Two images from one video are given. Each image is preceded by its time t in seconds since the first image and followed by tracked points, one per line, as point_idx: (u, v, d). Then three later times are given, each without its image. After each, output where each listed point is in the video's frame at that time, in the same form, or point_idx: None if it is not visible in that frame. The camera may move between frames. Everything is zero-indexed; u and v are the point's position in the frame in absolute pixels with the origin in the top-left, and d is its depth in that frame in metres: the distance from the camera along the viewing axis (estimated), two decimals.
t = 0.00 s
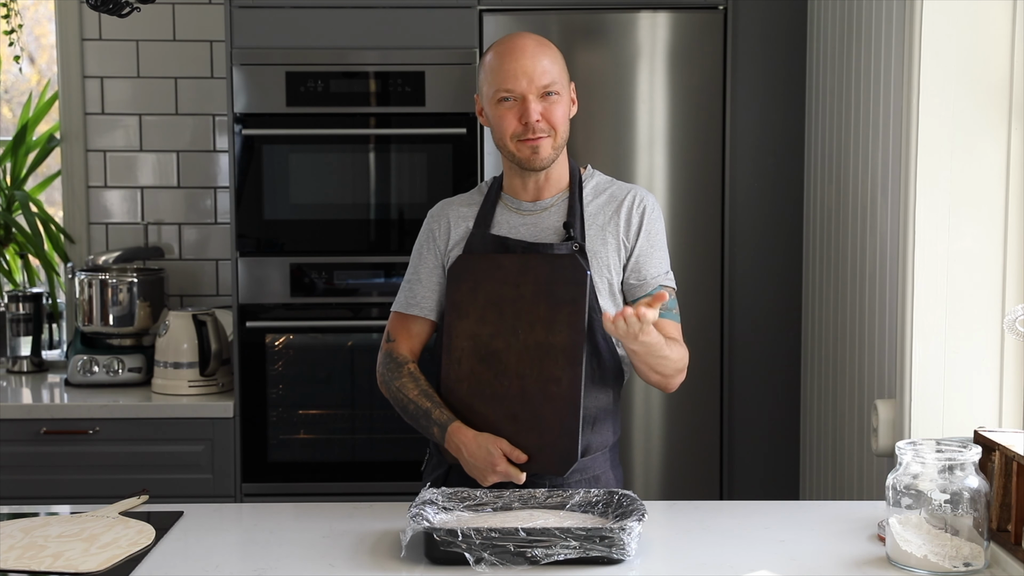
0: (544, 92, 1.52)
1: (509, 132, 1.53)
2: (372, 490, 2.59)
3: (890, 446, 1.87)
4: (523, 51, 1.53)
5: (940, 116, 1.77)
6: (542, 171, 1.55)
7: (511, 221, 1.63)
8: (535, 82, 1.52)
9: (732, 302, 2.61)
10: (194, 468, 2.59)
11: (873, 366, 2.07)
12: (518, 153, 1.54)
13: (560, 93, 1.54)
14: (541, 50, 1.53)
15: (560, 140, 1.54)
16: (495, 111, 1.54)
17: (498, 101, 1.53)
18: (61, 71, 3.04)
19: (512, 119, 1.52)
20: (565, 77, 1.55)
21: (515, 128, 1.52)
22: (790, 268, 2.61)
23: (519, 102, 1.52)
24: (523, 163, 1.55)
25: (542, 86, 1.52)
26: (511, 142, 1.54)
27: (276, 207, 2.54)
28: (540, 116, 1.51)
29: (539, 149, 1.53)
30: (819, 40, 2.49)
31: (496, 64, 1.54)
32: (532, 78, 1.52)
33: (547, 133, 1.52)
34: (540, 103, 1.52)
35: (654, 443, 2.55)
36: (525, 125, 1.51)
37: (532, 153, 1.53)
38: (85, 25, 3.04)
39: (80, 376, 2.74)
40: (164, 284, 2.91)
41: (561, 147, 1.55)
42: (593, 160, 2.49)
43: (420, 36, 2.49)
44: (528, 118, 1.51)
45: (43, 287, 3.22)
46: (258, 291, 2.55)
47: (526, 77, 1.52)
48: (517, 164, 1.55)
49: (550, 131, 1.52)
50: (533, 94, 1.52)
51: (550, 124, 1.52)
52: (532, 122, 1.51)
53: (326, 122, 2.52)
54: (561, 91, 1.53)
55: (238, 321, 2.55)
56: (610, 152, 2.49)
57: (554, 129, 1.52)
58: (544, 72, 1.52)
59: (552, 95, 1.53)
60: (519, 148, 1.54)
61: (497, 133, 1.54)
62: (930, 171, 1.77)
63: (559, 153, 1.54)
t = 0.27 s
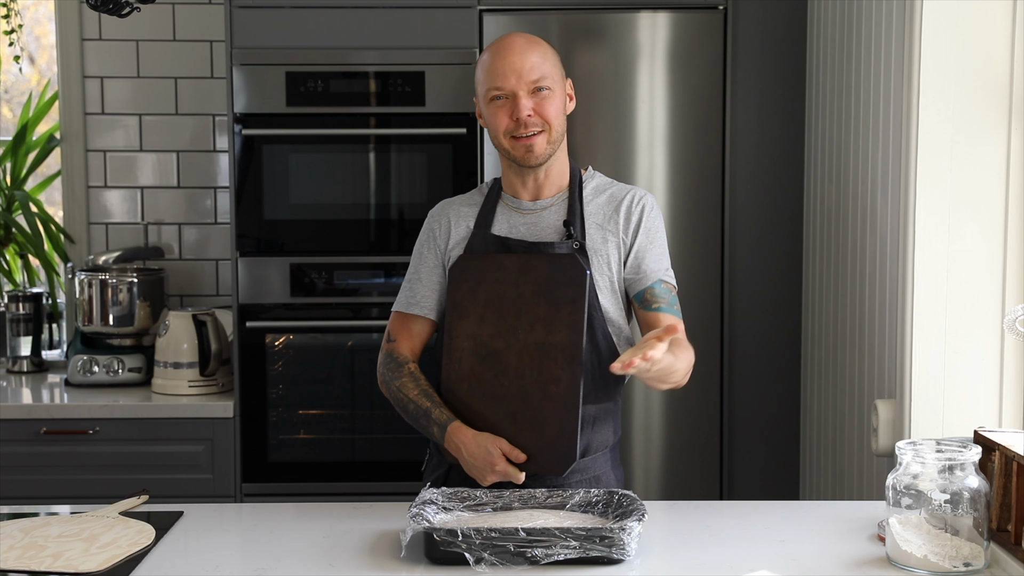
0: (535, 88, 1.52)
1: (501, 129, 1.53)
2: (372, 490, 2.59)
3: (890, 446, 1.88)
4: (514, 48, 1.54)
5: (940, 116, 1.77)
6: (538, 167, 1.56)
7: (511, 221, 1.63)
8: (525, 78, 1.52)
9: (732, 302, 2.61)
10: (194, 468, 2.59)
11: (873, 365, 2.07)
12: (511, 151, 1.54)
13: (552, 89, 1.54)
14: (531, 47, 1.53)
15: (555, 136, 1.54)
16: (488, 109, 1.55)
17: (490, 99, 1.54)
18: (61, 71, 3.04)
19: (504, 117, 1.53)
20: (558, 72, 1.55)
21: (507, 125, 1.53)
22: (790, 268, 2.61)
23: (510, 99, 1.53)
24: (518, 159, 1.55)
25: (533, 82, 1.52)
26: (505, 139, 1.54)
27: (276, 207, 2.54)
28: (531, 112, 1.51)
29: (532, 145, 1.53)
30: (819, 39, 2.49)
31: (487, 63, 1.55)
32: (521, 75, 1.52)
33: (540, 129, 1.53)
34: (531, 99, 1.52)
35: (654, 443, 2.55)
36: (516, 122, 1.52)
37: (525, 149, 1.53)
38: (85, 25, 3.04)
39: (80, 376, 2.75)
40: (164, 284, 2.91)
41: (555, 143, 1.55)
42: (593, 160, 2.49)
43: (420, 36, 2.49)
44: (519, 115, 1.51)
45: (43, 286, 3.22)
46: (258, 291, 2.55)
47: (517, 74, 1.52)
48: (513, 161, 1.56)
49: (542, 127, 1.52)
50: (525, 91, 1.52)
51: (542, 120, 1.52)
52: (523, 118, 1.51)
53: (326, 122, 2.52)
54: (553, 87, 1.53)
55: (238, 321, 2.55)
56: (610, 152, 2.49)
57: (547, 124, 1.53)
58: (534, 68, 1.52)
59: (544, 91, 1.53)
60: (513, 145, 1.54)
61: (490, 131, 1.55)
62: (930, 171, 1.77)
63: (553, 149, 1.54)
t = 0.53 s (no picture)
0: (541, 99, 1.51)
1: (505, 139, 1.53)
2: (372, 490, 2.59)
3: (890, 446, 1.87)
4: (518, 57, 1.51)
5: (940, 117, 1.77)
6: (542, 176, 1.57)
7: (511, 221, 1.63)
8: (531, 90, 1.51)
9: (732, 302, 2.61)
10: (194, 468, 2.59)
11: (873, 365, 2.07)
12: (515, 160, 1.55)
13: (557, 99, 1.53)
14: (537, 56, 1.51)
15: (560, 145, 1.55)
16: (492, 119, 1.54)
17: (494, 109, 1.53)
18: (61, 71, 3.04)
19: (509, 127, 1.52)
20: (562, 80, 1.54)
21: (512, 135, 1.52)
22: (790, 268, 2.61)
23: (516, 109, 1.52)
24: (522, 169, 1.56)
25: (539, 94, 1.51)
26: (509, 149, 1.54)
27: (276, 208, 2.54)
28: (537, 124, 1.51)
29: (538, 157, 1.54)
30: (819, 39, 2.49)
31: (491, 70, 1.53)
32: (527, 87, 1.51)
33: (545, 140, 1.53)
34: (537, 111, 1.51)
35: (654, 443, 2.56)
36: (522, 134, 1.52)
37: (530, 160, 1.54)
38: (85, 25, 3.04)
39: (80, 376, 2.75)
40: (164, 284, 2.91)
41: (561, 151, 1.55)
42: (593, 160, 2.49)
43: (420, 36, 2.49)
44: (525, 128, 1.51)
45: (43, 286, 3.22)
46: (258, 291, 2.55)
47: (522, 85, 1.51)
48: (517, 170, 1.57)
49: (547, 138, 1.52)
50: (529, 102, 1.51)
51: (547, 131, 1.52)
52: (529, 131, 1.51)
53: (325, 122, 2.52)
54: (558, 98, 1.52)
55: (238, 321, 2.55)
56: (610, 152, 2.49)
57: (553, 135, 1.53)
58: (540, 79, 1.51)
59: (550, 102, 1.52)
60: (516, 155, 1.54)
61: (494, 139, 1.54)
62: (929, 171, 1.77)
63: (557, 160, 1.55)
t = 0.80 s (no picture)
0: (536, 88, 1.60)
1: (502, 128, 1.62)
2: (372, 490, 2.59)
3: (890, 446, 1.87)
4: (515, 51, 1.62)
5: (941, 116, 1.77)
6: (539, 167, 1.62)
7: (513, 221, 1.60)
8: (527, 79, 1.60)
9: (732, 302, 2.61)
10: (194, 468, 2.59)
11: (873, 365, 2.07)
12: (511, 149, 1.62)
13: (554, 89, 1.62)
14: (534, 49, 1.61)
15: (556, 135, 1.62)
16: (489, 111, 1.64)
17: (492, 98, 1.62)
18: (61, 71, 3.04)
19: (505, 116, 1.61)
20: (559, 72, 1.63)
21: (508, 124, 1.62)
22: (789, 267, 2.61)
23: (512, 98, 1.61)
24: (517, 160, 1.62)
25: (534, 82, 1.60)
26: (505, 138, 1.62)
27: (276, 207, 2.55)
28: (532, 112, 1.60)
29: (533, 145, 1.61)
30: (819, 38, 2.48)
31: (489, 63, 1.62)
32: (523, 76, 1.60)
33: (541, 128, 1.61)
34: (532, 100, 1.60)
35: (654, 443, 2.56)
36: (518, 122, 1.61)
37: (525, 149, 1.61)
38: (85, 25, 3.04)
39: (80, 376, 2.75)
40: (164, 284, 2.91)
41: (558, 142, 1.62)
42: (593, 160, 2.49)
43: (420, 35, 2.49)
44: (520, 116, 1.60)
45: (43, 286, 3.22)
46: (258, 291, 2.55)
47: (516, 75, 1.61)
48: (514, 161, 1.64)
49: (542, 127, 1.61)
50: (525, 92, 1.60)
51: (543, 120, 1.61)
52: (525, 119, 1.60)
53: (326, 122, 2.52)
54: (553, 87, 1.60)
55: (238, 320, 2.56)
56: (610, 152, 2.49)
57: (549, 124, 1.61)
58: (535, 68, 1.61)
59: (545, 91, 1.60)
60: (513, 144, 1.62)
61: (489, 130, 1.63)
62: (929, 171, 1.77)
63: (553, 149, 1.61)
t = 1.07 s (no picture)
0: (556, 88, 1.83)
1: (520, 123, 1.87)
2: (372, 490, 2.59)
3: (890, 445, 1.87)
4: (543, 53, 1.89)
5: (941, 116, 1.77)
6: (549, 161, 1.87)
7: (522, 223, 1.82)
8: (548, 79, 1.84)
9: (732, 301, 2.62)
10: (193, 468, 2.59)
11: (873, 364, 2.07)
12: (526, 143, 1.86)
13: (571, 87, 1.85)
14: (556, 51, 1.88)
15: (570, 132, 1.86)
16: (509, 101, 1.85)
17: (514, 94, 1.85)
18: (61, 71, 3.03)
19: (525, 111, 1.85)
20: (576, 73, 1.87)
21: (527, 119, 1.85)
22: (789, 267, 2.61)
23: (532, 96, 1.85)
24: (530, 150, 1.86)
25: (556, 80, 1.83)
26: (524, 129, 1.87)
27: (276, 207, 2.54)
28: (551, 110, 1.84)
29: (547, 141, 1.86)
30: (819, 38, 2.48)
31: (512, 61, 1.87)
32: (545, 77, 1.85)
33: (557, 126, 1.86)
34: (552, 98, 1.84)
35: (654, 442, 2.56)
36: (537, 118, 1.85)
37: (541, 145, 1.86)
38: (85, 25, 3.03)
39: (79, 376, 2.75)
40: (163, 283, 2.91)
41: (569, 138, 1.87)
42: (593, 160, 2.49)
43: (420, 35, 2.49)
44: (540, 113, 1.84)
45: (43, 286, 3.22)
46: (258, 291, 2.55)
47: (542, 76, 1.84)
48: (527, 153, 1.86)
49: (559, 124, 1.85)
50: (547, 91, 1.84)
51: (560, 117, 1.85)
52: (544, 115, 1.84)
53: (325, 121, 2.52)
54: (573, 89, 1.83)
55: (238, 320, 2.56)
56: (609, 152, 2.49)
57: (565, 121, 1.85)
58: (557, 69, 1.87)
59: (564, 90, 1.84)
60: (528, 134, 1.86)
61: (508, 121, 1.87)
62: (930, 171, 1.77)
63: (564, 144, 1.86)
